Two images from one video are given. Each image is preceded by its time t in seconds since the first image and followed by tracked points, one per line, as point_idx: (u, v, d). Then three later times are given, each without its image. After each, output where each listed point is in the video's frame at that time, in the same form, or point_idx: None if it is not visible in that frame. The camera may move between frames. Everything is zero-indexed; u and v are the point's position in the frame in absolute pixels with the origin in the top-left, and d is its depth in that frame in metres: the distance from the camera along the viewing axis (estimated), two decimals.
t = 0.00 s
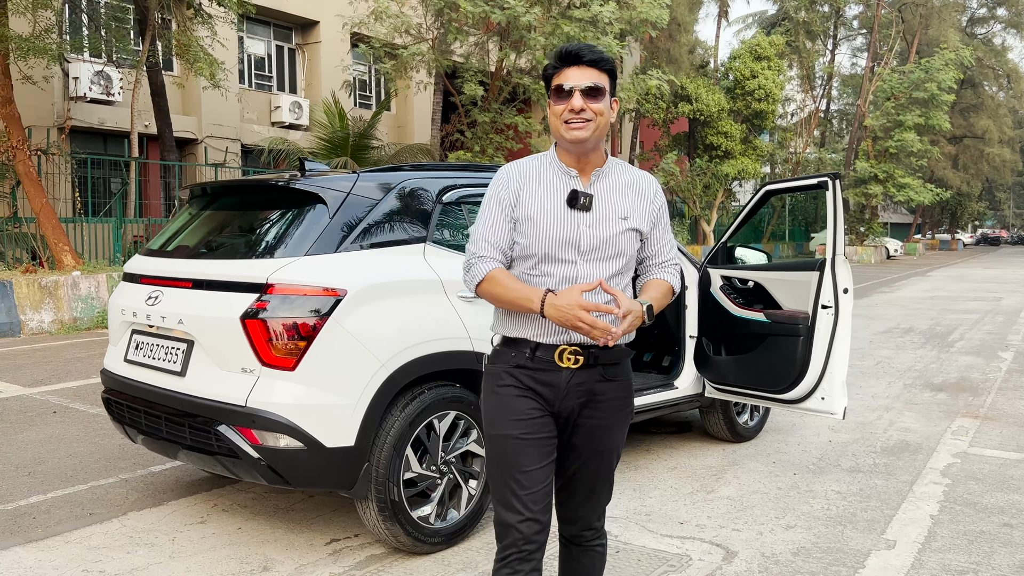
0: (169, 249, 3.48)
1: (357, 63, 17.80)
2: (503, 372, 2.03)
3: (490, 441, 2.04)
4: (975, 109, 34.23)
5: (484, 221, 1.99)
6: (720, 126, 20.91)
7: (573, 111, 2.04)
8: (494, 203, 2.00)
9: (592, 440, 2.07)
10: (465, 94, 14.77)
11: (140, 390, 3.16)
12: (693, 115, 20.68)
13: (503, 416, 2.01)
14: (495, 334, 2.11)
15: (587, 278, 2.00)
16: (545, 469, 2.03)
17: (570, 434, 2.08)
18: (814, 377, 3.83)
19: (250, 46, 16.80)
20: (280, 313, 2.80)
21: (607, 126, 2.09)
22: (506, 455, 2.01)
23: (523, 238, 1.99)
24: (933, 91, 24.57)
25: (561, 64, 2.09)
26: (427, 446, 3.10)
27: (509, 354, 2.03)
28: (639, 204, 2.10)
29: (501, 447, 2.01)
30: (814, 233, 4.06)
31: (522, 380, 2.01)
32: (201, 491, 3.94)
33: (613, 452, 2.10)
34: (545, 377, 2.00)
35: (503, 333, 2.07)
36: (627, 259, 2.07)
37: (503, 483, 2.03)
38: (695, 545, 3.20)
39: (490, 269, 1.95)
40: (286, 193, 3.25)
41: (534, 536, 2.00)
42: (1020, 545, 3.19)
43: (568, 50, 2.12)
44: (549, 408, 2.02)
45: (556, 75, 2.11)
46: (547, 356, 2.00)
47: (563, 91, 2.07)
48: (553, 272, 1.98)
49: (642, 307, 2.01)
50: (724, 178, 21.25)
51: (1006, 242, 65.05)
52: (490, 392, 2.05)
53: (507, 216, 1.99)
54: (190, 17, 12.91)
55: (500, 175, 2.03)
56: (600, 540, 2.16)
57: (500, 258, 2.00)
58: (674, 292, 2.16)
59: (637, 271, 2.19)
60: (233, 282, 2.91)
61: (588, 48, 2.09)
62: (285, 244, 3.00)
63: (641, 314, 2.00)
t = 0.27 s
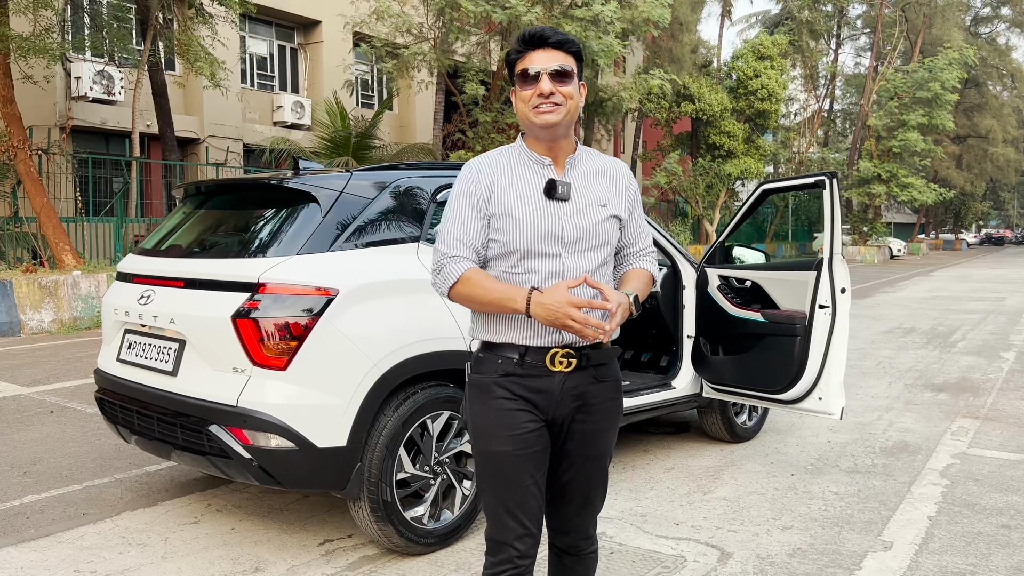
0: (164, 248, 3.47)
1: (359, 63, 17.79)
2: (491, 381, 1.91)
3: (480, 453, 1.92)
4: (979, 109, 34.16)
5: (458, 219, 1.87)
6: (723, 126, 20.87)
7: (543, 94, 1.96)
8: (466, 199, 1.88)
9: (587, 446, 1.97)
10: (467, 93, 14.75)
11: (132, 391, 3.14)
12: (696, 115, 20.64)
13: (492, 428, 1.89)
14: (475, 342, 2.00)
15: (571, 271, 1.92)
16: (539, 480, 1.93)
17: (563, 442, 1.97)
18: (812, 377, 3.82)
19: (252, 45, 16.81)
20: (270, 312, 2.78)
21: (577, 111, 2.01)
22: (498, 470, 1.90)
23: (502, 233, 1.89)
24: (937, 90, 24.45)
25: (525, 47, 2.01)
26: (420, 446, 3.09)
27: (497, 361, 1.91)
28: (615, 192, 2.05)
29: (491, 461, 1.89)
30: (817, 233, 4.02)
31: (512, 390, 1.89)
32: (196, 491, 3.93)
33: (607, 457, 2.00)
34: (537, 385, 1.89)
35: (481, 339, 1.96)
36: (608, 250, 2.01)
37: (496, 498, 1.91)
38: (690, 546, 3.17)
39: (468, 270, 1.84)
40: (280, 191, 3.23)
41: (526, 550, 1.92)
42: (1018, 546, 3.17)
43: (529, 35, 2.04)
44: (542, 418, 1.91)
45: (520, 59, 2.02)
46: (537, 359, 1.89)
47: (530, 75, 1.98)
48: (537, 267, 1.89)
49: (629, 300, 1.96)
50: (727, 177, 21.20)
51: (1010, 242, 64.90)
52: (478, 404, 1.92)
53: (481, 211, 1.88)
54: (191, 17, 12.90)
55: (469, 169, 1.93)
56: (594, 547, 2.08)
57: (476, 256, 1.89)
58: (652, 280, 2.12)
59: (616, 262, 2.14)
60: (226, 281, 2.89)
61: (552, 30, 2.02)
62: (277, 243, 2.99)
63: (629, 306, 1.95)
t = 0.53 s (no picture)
0: (161, 244, 3.45)
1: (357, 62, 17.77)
2: (487, 385, 1.82)
3: (476, 460, 1.84)
4: (976, 108, 34.22)
5: (440, 221, 1.81)
6: (720, 126, 20.89)
7: (521, 86, 1.90)
8: (448, 199, 1.82)
9: (598, 447, 1.84)
10: (464, 93, 14.74)
11: (129, 387, 3.13)
12: (694, 114, 20.66)
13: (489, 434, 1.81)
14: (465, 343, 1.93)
15: (564, 267, 1.86)
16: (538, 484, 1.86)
17: (570, 445, 1.86)
18: (810, 374, 3.82)
19: (249, 44, 16.78)
20: (267, 309, 2.77)
21: (557, 103, 1.95)
22: (496, 476, 1.83)
23: (488, 232, 1.83)
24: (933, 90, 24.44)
25: (501, 37, 1.95)
26: (418, 442, 3.08)
27: (493, 363, 1.83)
28: (602, 182, 1.99)
29: (488, 468, 1.82)
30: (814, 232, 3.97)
31: (510, 392, 1.81)
32: (193, 489, 3.92)
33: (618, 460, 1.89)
34: (535, 386, 1.81)
35: (469, 340, 1.90)
36: (600, 243, 1.96)
37: (495, 505, 1.84)
38: (688, 543, 3.17)
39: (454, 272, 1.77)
40: (276, 188, 3.21)
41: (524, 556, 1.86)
42: (1016, 543, 3.17)
43: (504, 25, 1.98)
44: (542, 420, 1.83)
45: (496, 51, 1.96)
46: (535, 358, 1.81)
47: (506, 67, 1.92)
48: (527, 265, 1.83)
49: (626, 292, 1.90)
50: (724, 177, 21.21)
51: (1007, 241, 65.04)
52: (473, 409, 1.84)
53: (464, 210, 1.83)
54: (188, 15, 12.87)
55: (449, 167, 1.87)
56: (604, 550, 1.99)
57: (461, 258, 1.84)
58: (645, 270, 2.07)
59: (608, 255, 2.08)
60: (223, 278, 2.88)
61: (527, 18, 1.96)
62: (274, 239, 2.97)
63: (625, 298, 1.89)
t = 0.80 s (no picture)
0: (158, 246, 3.44)
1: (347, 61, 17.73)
2: (504, 392, 1.82)
3: (493, 468, 1.85)
4: (961, 110, 34.52)
5: (457, 222, 1.81)
6: (709, 127, 20.98)
7: (540, 88, 1.88)
8: (466, 201, 1.82)
9: (622, 450, 1.85)
10: (455, 93, 14.73)
11: (128, 388, 3.12)
12: (683, 115, 20.73)
13: (505, 443, 1.81)
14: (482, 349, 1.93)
15: (582, 270, 1.87)
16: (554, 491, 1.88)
17: (592, 448, 1.87)
18: (805, 373, 3.84)
19: (238, 44, 16.71)
20: (267, 310, 2.77)
21: (571, 107, 1.93)
22: (513, 484, 1.83)
23: (505, 235, 1.83)
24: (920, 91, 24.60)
25: (520, 35, 1.93)
26: (418, 442, 3.08)
27: (510, 370, 1.83)
28: (620, 184, 2.00)
29: (504, 477, 1.83)
30: (803, 232, 4.02)
31: (527, 401, 1.81)
32: (190, 490, 3.91)
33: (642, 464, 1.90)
34: (554, 391, 1.82)
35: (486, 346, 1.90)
36: (618, 246, 1.97)
37: (511, 512, 1.85)
38: (687, 541, 3.20)
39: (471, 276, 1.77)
40: (275, 189, 3.21)
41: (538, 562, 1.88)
42: (1010, 540, 3.21)
43: (523, 23, 1.96)
44: (560, 427, 1.84)
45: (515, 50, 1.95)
46: (553, 363, 1.82)
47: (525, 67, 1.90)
48: (545, 269, 1.84)
49: (644, 298, 1.91)
50: (713, 177, 21.30)
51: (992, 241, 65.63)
52: (490, 417, 1.84)
53: (481, 212, 1.83)
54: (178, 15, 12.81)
55: (466, 168, 1.86)
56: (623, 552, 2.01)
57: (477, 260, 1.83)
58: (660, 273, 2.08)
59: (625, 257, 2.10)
60: (224, 278, 2.88)
61: (547, 16, 1.95)
62: (274, 241, 2.97)
63: (644, 306, 1.89)
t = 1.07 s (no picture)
0: (153, 245, 3.43)
1: (328, 60, 17.65)
2: (546, 394, 1.84)
3: (532, 470, 1.88)
4: (937, 111, 35.03)
5: (509, 219, 1.84)
6: (690, 127, 21.12)
7: (603, 87, 1.89)
8: (519, 199, 1.85)
9: (666, 460, 1.85)
10: (438, 93, 14.71)
11: (126, 388, 3.11)
12: (664, 116, 20.85)
13: (546, 446, 1.84)
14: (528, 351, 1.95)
15: (631, 274, 1.86)
16: (590, 497, 1.90)
17: (637, 455, 1.87)
18: (797, 370, 3.89)
19: (219, 42, 16.58)
20: (270, 309, 2.77)
21: (638, 107, 1.94)
22: (551, 487, 1.86)
23: (555, 235, 1.85)
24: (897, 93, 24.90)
25: (587, 34, 1.95)
26: (418, 440, 3.10)
27: (555, 373, 1.84)
28: (679, 190, 1.98)
29: (541, 480, 1.86)
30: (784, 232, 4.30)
31: (568, 405, 1.82)
32: (185, 490, 3.89)
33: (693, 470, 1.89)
34: (596, 396, 1.82)
35: (533, 348, 1.91)
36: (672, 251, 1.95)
37: (545, 514, 1.88)
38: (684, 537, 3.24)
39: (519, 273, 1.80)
40: (274, 189, 3.21)
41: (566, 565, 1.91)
42: (998, 532, 3.28)
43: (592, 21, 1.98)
44: (600, 433, 1.84)
45: (581, 48, 1.96)
46: (596, 366, 1.82)
47: (590, 65, 1.92)
48: (593, 270, 1.84)
49: (696, 305, 1.87)
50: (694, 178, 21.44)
51: (966, 242, 66.65)
52: (532, 418, 1.87)
53: (533, 211, 1.85)
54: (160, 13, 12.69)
55: (523, 166, 1.89)
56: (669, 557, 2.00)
57: (526, 258, 1.86)
58: (718, 282, 2.05)
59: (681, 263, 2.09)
60: (224, 277, 2.88)
61: (616, 16, 1.95)
62: (274, 240, 2.98)
63: (696, 312, 1.86)
